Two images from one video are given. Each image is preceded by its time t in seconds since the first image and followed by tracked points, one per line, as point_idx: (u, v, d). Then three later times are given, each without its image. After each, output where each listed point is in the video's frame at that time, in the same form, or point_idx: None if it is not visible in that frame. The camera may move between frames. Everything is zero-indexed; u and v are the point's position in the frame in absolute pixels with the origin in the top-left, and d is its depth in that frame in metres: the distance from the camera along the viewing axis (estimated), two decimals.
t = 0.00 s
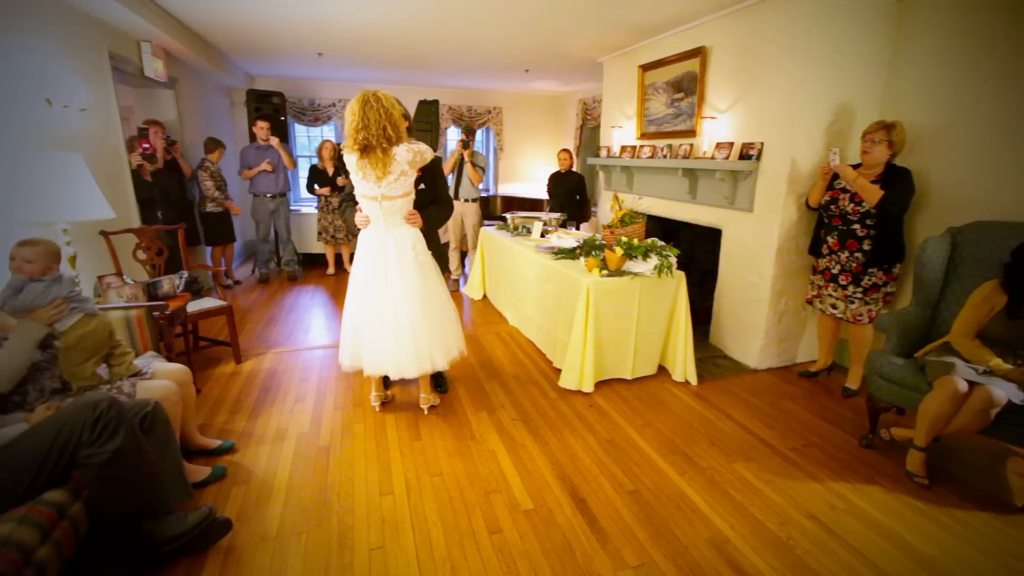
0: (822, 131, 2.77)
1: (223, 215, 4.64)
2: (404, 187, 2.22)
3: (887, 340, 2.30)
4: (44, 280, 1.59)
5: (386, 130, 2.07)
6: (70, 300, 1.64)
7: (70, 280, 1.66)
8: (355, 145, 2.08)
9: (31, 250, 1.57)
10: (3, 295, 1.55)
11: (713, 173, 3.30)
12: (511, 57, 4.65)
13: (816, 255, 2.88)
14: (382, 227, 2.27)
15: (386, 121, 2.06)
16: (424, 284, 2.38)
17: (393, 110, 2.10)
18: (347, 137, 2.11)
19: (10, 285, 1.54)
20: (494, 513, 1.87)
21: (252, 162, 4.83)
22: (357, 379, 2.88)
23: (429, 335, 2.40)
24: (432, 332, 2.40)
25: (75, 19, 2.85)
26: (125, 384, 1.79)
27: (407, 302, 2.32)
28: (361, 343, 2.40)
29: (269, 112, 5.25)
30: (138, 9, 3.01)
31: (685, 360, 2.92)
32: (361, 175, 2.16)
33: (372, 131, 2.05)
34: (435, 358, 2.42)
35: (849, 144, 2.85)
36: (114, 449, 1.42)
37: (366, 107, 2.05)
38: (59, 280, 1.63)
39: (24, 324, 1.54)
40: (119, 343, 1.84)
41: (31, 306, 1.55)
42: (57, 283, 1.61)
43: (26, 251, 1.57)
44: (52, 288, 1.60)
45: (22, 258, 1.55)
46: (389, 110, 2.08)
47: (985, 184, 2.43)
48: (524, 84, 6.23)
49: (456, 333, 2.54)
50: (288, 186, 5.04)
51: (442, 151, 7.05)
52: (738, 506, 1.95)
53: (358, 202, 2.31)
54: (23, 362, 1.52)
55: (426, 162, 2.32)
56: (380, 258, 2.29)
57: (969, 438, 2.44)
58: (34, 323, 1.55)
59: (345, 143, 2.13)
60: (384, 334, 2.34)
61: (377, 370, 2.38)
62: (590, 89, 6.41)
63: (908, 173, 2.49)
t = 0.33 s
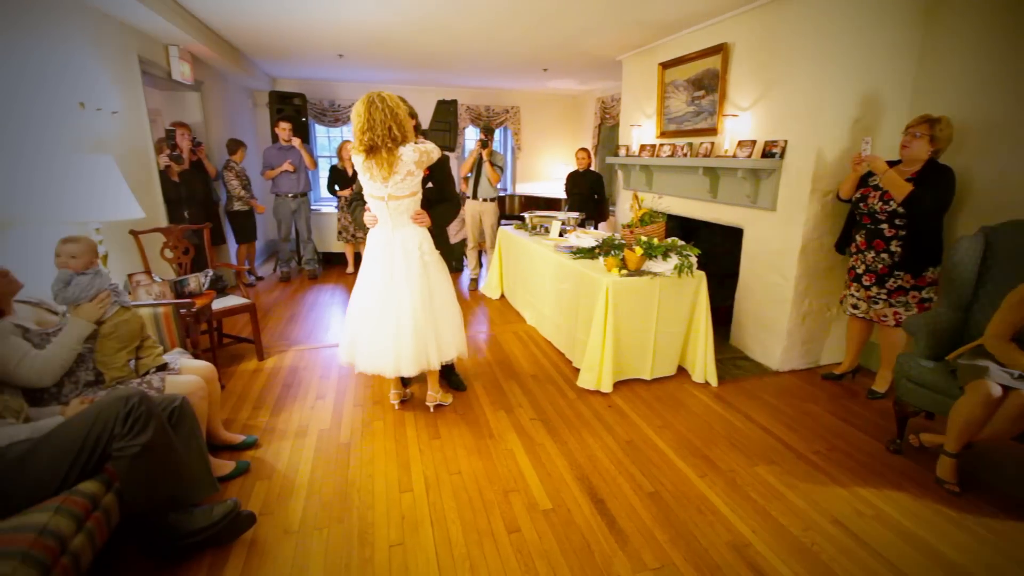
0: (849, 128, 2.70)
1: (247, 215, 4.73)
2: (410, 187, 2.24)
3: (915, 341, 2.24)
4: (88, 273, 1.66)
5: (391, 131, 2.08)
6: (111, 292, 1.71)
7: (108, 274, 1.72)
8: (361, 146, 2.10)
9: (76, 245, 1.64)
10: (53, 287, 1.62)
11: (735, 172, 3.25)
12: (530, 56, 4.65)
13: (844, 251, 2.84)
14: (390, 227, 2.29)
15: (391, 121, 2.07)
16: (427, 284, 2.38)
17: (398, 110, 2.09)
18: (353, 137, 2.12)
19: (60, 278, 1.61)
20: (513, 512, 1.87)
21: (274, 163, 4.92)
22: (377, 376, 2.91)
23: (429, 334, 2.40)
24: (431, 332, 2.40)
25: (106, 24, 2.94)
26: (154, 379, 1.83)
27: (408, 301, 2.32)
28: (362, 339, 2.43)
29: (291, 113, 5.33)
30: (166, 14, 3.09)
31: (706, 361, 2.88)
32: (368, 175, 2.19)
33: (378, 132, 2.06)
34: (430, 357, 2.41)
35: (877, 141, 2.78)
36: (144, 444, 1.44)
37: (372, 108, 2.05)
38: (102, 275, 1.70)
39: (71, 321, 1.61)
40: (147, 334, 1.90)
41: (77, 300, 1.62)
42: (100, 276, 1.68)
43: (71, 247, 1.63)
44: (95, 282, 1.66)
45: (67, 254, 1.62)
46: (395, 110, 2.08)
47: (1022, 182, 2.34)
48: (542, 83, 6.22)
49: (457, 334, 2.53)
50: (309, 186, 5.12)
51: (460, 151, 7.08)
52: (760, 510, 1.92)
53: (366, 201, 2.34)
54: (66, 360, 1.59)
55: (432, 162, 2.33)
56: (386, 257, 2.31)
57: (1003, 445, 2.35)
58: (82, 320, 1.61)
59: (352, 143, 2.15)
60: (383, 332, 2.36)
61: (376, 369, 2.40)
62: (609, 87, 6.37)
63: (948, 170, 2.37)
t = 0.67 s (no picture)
0: (876, 127, 2.64)
1: (268, 214, 4.81)
2: (430, 187, 2.25)
3: (945, 346, 2.19)
4: (126, 266, 1.74)
5: (411, 130, 2.09)
6: (142, 289, 1.76)
7: (143, 270, 1.78)
8: (382, 146, 2.11)
9: (119, 239, 1.74)
10: (90, 274, 1.69)
11: (756, 172, 3.20)
12: (548, 56, 4.64)
13: (872, 254, 2.76)
14: (409, 226, 2.31)
15: (411, 121, 2.08)
16: (446, 282, 2.40)
17: (417, 110, 2.10)
18: (373, 137, 2.13)
19: (99, 266, 1.69)
20: (529, 512, 1.86)
21: (295, 162, 4.99)
22: (394, 375, 2.93)
23: (449, 333, 2.41)
24: (450, 330, 2.42)
25: (135, 27, 3.01)
26: (179, 374, 1.87)
27: (427, 300, 2.33)
28: (381, 338, 2.44)
29: (311, 113, 5.41)
30: (194, 17, 3.16)
31: (725, 364, 2.84)
32: (388, 175, 2.20)
33: (398, 131, 2.07)
34: (450, 355, 2.43)
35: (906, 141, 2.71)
36: (170, 437, 1.48)
37: (391, 108, 2.07)
38: (138, 269, 1.77)
39: (104, 313, 1.64)
40: (173, 335, 1.95)
41: (110, 289, 1.67)
42: (135, 271, 1.74)
43: (115, 240, 1.73)
44: (131, 275, 1.72)
45: (110, 246, 1.72)
46: (414, 109, 2.09)
47: None
48: (560, 82, 6.20)
49: (476, 332, 2.55)
50: (329, 186, 5.19)
51: (477, 151, 7.10)
52: (781, 516, 1.88)
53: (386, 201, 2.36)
54: (101, 350, 1.64)
55: (451, 162, 2.34)
56: (406, 256, 2.33)
57: None
58: (113, 313, 1.65)
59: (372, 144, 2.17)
60: (403, 330, 2.37)
61: (396, 366, 2.42)
62: (628, 87, 6.33)
63: (982, 170, 2.29)
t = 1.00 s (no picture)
0: (904, 125, 2.57)
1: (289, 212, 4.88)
2: (461, 185, 2.26)
3: (976, 352, 2.11)
4: (155, 261, 1.79)
5: (443, 128, 2.12)
6: (170, 285, 1.80)
7: (171, 267, 1.83)
8: (413, 144, 2.14)
9: (150, 235, 1.82)
10: (121, 269, 1.74)
11: (779, 172, 3.14)
12: (567, 55, 4.62)
13: (902, 256, 2.68)
14: (438, 224, 2.32)
15: (443, 119, 2.11)
16: (472, 282, 2.40)
17: (450, 108, 2.13)
18: (405, 134, 2.16)
19: (129, 261, 1.75)
20: (546, 513, 1.86)
21: (315, 161, 5.06)
22: (410, 372, 2.95)
23: (474, 333, 2.42)
24: (475, 330, 2.42)
25: (163, 29, 3.08)
26: (202, 369, 1.89)
27: (454, 298, 2.34)
28: (407, 334, 2.46)
29: (331, 113, 5.48)
30: (219, 18, 3.21)
31: (744, 366, 2.80)
32: (418, 172, 2.23)
33: (430, 130, 2.09)
34: (474, 354, 2.44)
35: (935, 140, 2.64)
36: (195, 430, 1.51)
37: (424, 106, 2.09)
38: (166, 266, 1.82)
39: (132, 309, 1.68)
40: (198, 331, 1.99)
41: (139, 284, 1.73)
42: (164, 268, 1.79)
43: (144, 237, 1.81)
44: (161, 271, 1.78)
45: (142, 242, 1.80)
46: (446, 108, 2.11)
47: None
48: (578, 81, 6.17)
49: (501, 333, 2.55)
50: (348, 185, 5.24)
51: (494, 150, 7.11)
52: (802, 522, 1.85)
53: (416, 199, 2.38)
54: (128, 346, 1.67)
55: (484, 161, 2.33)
56: (434, 254, 2.34)
57: None
58: (141, 309, 1.69)
59: (404, 141, 2.19)
60: (428, 328, 2.38)
61: (421, 364, 2.43)
62: (646, 85, 6.27)
63: (1021, 169, 2.20)
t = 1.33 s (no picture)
0: (932, 124, 2.51)
1: (307, 211, 4.95)
2: (495, 185, 2.27)
3: (1005, 357, 2.04)
4: (181, 260, 1.85)
5: (480, 129, 2.14)
6: (194, 283, 1.86)
7: (196, 266, 1.89)
8: (451, 143, 2.17)
9: (175, 235, 1.85)
10: (149, 267, 1.80)
11: (800, 172, 3.09)
12: (583, 55, 4.61)
13: (928, 257, 2.62)
14: (472, 223, 2.35)
15: (482, 120, 2.13)
16: (505, 283, 2.41)
17: (488, 109, 2.14)
18: (443, 134, 2.19)
19: (158, 260, 1.80)
20: (561, 514, 1.85)
21: (332, 161, 5.11)
22: (426, 371, 2.96)
23: (505, 335, 2.42)
24: (506, 332, 2.43)
25: (186, 31, 3.14)
26: (224, 365, 1.93)
27: (485, 299, 2.35)
28: (439, 335, 2.48)
29: (349, 113, 5.53)
30: (240, 20, 3.26)
31: (763, 369, 2.76)
32: (454, 172, 2.26)
33: (468, 130, 2.12)
34: (506, 357, 2.44)
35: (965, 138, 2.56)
36: (216, 426, 1.53)
37: (462, 107, 2.11)
38: (190, 264, 1.88)
39: (155, 303, 1.73)
40: (220, 329, 2.04)
41: (167, 282, 1.79)
42: (189, 267, 1.85)
43: (170, 236, 1.85)
44: (185, 270, 1.84)
45: (167, 242, 1.83)
46: (485, 109, 2.13)
47: None
48: (595, 80, 6.14)
49: (529, 336, 2.55)
50: (365, 184, 5.29)
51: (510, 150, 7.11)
52: (822, 528, 1.82)
53: (452, 198, 2.41)
54: (152, 340, 1.71)
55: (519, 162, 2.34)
56: (469, 254, 2.36)
57: None
58: (165, 304, 1.74)
59: (442, 141, 2.23)
60: (460, 329, 2.40)
61: (450, 366, 2.46)
62: (663, 85, 6.22)
63: None
